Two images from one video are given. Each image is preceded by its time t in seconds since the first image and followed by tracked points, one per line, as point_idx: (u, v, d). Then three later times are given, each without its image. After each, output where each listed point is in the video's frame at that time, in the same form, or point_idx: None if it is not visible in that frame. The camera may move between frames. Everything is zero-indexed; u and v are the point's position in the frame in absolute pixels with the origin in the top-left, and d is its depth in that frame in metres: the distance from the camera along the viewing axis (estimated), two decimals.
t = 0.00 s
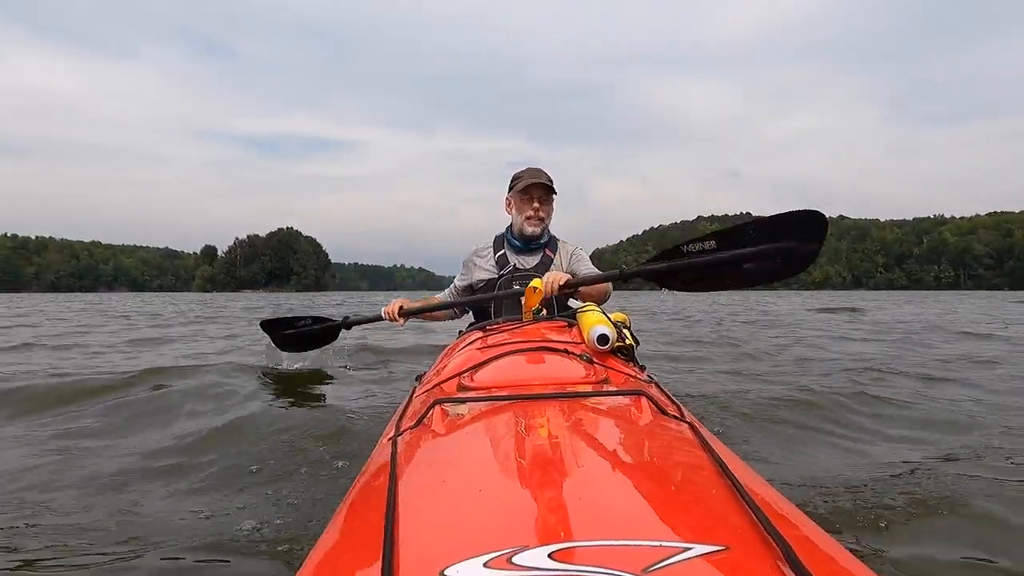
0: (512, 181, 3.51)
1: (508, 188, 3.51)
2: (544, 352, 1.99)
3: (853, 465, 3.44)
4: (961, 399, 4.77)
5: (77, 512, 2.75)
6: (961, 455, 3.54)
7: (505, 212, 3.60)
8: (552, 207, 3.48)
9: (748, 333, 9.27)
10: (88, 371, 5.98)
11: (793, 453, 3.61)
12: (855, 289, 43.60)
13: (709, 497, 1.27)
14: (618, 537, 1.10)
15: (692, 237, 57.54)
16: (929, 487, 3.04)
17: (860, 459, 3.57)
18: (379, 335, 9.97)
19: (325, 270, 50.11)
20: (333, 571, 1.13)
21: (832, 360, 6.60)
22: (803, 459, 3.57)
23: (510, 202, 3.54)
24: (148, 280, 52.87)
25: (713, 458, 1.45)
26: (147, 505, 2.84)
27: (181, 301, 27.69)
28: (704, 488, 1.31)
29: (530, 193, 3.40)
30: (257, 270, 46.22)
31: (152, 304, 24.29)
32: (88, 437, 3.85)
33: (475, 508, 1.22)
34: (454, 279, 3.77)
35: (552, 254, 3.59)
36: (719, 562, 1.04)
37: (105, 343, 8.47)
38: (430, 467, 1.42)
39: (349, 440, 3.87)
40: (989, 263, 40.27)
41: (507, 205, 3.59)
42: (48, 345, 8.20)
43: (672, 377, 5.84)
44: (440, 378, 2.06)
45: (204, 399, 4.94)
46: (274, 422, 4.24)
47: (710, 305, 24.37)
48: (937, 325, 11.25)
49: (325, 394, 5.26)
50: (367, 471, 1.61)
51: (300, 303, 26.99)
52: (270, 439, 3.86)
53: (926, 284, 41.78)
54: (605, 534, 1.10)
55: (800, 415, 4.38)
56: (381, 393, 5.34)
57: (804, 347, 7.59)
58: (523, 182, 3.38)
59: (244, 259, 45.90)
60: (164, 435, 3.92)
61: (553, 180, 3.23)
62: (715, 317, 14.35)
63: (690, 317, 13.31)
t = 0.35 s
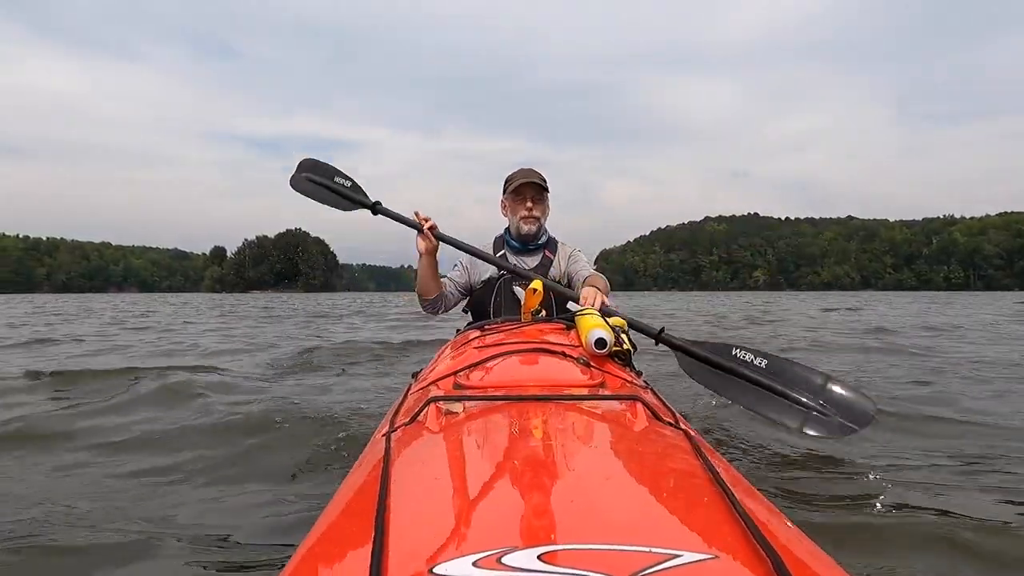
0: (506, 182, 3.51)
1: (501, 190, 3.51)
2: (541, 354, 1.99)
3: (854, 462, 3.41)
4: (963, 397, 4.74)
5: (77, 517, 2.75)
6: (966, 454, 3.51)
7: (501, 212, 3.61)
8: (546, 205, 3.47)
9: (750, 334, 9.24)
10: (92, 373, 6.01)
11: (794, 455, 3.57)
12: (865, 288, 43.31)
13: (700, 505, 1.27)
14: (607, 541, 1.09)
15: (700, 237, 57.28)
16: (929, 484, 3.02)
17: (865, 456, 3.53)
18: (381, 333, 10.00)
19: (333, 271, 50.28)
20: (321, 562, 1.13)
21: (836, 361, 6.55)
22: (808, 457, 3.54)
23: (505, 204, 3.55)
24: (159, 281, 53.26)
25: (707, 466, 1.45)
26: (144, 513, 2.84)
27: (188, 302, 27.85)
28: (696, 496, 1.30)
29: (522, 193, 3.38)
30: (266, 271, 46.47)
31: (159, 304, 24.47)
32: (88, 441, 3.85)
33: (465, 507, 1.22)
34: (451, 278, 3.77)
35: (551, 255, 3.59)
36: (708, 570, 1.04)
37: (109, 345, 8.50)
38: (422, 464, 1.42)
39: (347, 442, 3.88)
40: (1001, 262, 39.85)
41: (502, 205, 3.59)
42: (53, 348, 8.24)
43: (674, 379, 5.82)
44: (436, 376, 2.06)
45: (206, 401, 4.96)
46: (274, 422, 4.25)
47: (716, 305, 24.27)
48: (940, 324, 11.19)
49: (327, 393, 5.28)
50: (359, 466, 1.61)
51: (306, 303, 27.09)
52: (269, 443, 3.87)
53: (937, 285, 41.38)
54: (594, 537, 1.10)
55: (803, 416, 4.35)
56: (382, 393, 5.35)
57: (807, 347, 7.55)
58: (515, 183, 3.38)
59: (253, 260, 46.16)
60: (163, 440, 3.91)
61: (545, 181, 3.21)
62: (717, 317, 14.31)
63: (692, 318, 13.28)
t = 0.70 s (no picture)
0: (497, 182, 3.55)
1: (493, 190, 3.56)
2: (541, 353, 1.99)
3: (854, 460, 3.41)
4: (961, 398, 4.75)
5: (75, 507, 2.75)
6: (964, 453, 3.52)
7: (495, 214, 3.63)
8: (539, 201, 3.49)
9: (748, 335, 9.24)
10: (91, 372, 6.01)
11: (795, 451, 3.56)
12: (864, 291, 43.31)
13: (701, 504, 1.27)
14: (608, 541, 1.10)
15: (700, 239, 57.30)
16: (932, 483, 3.01)
17: (864, 454, 3.54)
18: (380, 334, 10.00)
19: (333, 272, 50.28)
20: (321, 561, 1.13)
21: (834, 362, 6.55)
22: (806, 454, 3.54)
23: (498, 204, 3.58)
24: (159, 282, 53.26)
25: (708, 465, 1.46)
26: (142, 502, 2.82)
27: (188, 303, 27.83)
28: (696, 495, 1.31)
29: (513, 190, 3.43)
30: (266, 273, 46.46)
31: (158, 306, 24.45)
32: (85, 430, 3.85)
33: (466, 506, 1.22)
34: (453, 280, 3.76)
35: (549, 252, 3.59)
36: (708, 569, 1.04)
37: (107, 345, 8.49)
38: (422, 463, 1.42)
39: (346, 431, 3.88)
40: (1000, 265, 39.86)
41: (495, 207, 3.61)
42: (51, 348, 8.23)
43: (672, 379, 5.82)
44: (436, 376, 2.06)
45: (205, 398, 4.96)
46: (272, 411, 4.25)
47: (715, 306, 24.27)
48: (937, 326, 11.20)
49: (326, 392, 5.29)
50: (360, 465, 1.61)
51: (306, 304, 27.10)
52: (267, 432, 3.84)
53: (936, 287, 41.37)
54: (594, 537, 1.11)
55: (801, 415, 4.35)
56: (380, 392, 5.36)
57: (806, 348, 7.55)
58: (505, 180, 3.42)
59: (253, 261, 46.17)
60: (162, 430, 3.90)
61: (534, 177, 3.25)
62: (715, 318, 14.31)
63: (691, 319, 13.29)
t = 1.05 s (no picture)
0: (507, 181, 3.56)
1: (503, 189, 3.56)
2: (544, 354, 2.00)
3: (853, 463, 3.44)
4: (958, 397, 4.78)
5: (77, 519, 2.77)
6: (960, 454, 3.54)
7: (502, 214, 3.64)
8: (548, 203, 3.51)
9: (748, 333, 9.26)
10: (91, 375, 6.02)
11: (796, 455, 3.57)
12: (860, 288, 43.49)
13: (707, 501, 1.28)
14: (614, 540, 1.11)
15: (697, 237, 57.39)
16: (930, 486, 3.03)
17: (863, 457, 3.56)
18: (378, 331, 9.99)
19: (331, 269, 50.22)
20: (331, 567, 1.14)
21: (832, 360, 6.58)
22: (808, 457, 3.56)
23: (506, 203, 3.58)
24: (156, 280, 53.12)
25: (712, 462, 1.47)
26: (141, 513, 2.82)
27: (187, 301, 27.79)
28: (702, 491, 1.32)
29: (524, 190, 3.44)
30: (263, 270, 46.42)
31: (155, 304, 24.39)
32: (87, 439, 3.86)
33: (472, 509, 1.23)
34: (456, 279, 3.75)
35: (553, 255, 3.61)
36: (714, 566, 1.05)
37: (107, 344, 8.48)
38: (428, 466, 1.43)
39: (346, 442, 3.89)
40: (995, 262, 40.00)
41: (504, 205, 3.62)
42: (52, 348, 8.23)
43: (672, 378, 5.85)
44: (440, 379, 2.07)
45: (205, 401, 4.97)
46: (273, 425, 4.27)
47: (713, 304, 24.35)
48: (936, 323, 11.23)
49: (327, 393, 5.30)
50: (366, 469, 1.62)
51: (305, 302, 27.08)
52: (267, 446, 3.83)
53: (932, 285, 41.54)
54: (601, 536, 1.12)
55: (800, 416, 4.38)
56: (381, 391, 5.37)
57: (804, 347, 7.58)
58: (517, 180, 3.44)
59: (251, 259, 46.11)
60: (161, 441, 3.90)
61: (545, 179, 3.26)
62: (716, 315, 14.32)
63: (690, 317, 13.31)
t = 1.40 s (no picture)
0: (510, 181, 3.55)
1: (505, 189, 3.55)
2: (541, 354, 2.00)
3: (853, 458, 3.43)
4: (956, 398, 4.78)
5: (77, 500, 2.77)
6: (959, 452, 3.53)
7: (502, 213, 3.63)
8: (547, 207, 3.49)
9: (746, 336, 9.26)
10: (90, 372, 6.03)
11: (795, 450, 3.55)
12: (862, 291, 43.42)
13: (701, 505, 1.29)
14: (607, 542, 1.11)
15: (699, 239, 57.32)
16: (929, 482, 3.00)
17: (864, 451, 3.55)
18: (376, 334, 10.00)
19: (333, 271, 50.27)
20: (323, 561, 1.15)
21: (831, 362, 6.58)
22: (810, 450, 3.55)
23: (507, 203, 3.58)
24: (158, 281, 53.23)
25: (707, 466, 1.47)
26: (135, 498, 2.81)
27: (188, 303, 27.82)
28: (696, 496, 1.32)
29: (523, 194, 3.43)
30: (265, 271, 46.50)
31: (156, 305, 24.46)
32: (85, 428, 3.86)
33: (466, 507, 1.24)
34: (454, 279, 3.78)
35: (550, 256, 3.63)
36: (706, 569, 1.06)
37: (106, 345, 8.49)
38: (423, 464, 1.44)
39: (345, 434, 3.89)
40: (998, 265, 39.88)
41: (504, 204, 3.61)
42: (52, 347, 8.25)
43: (670, 379, 5.84)
44: (436, 377, 2.07)
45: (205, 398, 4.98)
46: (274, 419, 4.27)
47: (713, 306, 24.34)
48: (934, 326, 11.22)
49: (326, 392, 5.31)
50: (360, 465, 1.63)
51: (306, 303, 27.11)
52: (263, 437, 3.81)
53: (933, 287, 41.42)
54: (594, 538, 1.12)
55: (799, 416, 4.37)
56: (379, 391, 5.38)
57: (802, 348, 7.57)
58: (519, 181, 3.43)
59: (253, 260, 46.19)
60: (158, 427, 3.89)
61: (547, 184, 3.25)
62: (713, 318, 14.31)
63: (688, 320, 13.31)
